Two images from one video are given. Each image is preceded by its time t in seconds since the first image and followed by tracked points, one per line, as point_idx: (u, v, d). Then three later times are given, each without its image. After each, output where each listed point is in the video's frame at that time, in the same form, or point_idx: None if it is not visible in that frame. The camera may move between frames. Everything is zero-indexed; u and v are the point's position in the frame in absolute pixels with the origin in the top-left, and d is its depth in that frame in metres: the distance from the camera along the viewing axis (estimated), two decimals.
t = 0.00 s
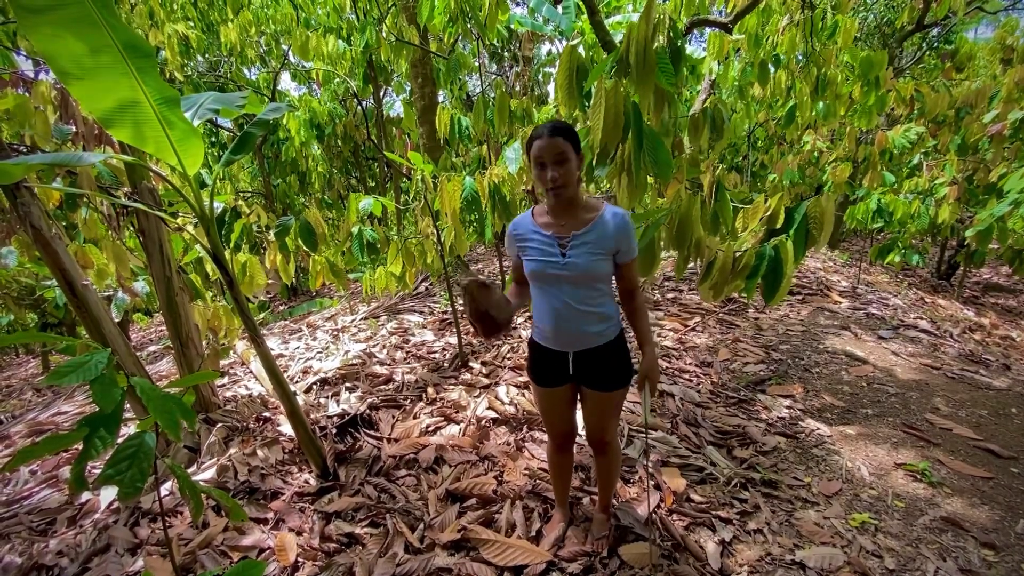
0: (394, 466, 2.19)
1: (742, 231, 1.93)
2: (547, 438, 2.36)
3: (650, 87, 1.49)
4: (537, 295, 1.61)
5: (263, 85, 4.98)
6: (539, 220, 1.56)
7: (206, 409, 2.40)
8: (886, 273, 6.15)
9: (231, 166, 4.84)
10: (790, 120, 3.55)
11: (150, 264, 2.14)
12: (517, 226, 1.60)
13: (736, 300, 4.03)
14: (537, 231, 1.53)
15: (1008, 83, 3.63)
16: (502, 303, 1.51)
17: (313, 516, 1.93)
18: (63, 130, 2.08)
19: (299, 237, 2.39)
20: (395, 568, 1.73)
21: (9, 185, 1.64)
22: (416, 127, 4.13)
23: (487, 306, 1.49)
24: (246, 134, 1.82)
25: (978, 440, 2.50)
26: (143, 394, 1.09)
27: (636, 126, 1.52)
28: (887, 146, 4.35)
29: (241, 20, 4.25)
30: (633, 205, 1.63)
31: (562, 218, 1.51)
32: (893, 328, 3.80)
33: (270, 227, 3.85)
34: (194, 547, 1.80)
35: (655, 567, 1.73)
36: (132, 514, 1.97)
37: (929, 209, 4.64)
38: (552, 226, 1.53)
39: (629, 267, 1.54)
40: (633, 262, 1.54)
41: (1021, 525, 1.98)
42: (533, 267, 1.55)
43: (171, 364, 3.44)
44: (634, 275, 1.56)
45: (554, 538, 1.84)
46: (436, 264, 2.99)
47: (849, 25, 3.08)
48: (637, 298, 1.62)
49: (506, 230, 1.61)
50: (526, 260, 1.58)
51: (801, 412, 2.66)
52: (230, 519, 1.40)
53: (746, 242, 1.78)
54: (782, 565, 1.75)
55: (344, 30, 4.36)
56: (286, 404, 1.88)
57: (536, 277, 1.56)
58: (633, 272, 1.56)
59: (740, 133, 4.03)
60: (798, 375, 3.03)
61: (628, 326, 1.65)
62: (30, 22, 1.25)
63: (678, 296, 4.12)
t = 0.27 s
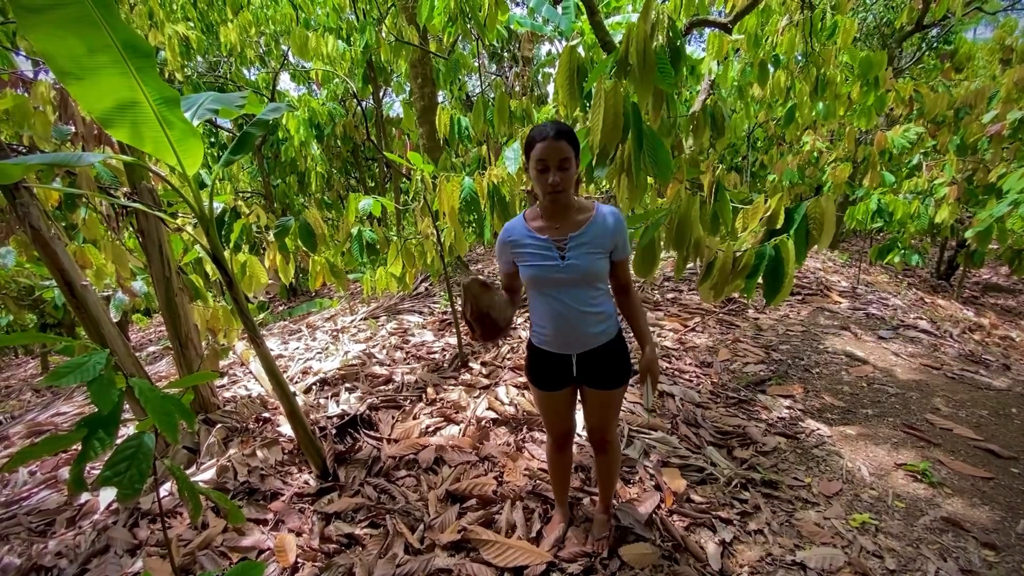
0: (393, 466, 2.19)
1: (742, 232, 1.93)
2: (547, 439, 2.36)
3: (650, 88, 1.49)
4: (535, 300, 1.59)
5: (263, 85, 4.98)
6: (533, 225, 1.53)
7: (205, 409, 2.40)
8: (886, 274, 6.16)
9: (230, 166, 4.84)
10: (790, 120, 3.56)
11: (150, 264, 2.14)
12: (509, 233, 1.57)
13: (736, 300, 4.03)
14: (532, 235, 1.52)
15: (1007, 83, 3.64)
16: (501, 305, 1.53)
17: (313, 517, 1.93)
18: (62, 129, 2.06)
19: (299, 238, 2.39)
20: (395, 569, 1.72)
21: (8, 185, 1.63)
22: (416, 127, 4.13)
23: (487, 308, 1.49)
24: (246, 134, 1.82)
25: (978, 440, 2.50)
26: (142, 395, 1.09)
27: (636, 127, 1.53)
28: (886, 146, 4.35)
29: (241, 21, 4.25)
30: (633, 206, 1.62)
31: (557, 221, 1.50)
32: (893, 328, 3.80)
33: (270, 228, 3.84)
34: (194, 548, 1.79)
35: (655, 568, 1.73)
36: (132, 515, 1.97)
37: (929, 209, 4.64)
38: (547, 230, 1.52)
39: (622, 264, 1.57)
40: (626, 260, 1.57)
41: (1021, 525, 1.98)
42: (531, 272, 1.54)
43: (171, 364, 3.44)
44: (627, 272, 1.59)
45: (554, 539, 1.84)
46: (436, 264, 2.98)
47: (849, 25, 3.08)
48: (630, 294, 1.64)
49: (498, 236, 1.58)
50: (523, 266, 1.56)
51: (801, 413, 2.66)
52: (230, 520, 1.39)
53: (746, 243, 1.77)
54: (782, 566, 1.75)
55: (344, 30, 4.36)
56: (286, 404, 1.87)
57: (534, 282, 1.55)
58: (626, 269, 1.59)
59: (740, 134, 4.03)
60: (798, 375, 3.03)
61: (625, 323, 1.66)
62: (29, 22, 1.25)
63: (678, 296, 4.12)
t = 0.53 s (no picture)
0: (392, 467, 2.18)
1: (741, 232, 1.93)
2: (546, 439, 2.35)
3: (650, 88, 1.49)
4: (533, 302, 1.58)
5: (262, 86, 4.98)
6: (530, 225, 1.53)
7: (204, 410, 2.39)
8: (884, 274, 6.16)
9: (229, 167, 4.83)
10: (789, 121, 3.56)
11: (148, 264, 2.14)
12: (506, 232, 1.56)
13: (735, 300, 4.03)
14: (531, 236, 1.51)
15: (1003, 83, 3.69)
16: (498, 285, 1.60)
17: (312, 517, 1.93)
18: (60, 129, 2.05)
19: (298, 238, 2.38)
20: (394, 570, 1.72)
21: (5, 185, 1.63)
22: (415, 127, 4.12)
23: (481, 291, 1.57)
24: (245, 134, 1.81)
25: (977, 441, 2.50)
26: (140, 395, 1.08)
27: (635, 127, 1.53)
28: (885, 147, 4.36)
29: (240, 21, 4.25)
30: (632, 205, 1.62)
31: (555, 222, 1.50)
32: (892, 329, 3.80)
33: (269, 228, 3.84)
34: (192, 549, 1.79)
35: (655, 568, 1.72)
36: (130, 516, 1.96)
37: (928, 210, 4.65)
38: (545, 230, 1.51)
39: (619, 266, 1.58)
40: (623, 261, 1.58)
41: (1020, 525, 1.98)
42: (530, 273, 1.53)
43: (169, 364, 3.44)
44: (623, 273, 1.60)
45: (554, 539, 1.83)
46: (436, 264, 2.98)
47: (848, 26, 3.10)
48: (626, 295, 1.65)
49: (495, 236, 1.57)
50: (522, 266, 1.55)
51: (800, 413, 2.66)
52: (229, 521, 1.39)
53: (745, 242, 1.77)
54: (782, 566, 1.75)
55: (343, 30, 4.36)
56: (285, 405, 1.87)
57: (532, 283, 1.54)
58: (622, 270, 1.60)
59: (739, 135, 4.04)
60: (797, 375, 3.03)
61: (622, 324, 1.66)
62: (28, 22, 1.24)
63: (677, 297, 4.12)
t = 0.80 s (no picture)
0: (391, 468, 2.18)
1: (739, 233, 1.93)
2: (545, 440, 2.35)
3: (648, 89, 1.50)
4: (529, 302, 1.58)
5: (260, 86, 4.97)
6: (527, 225, 1.53)
7: (201, 410, 2.38)
8: (882, 275, 6.18)
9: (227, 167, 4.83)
10: (787, 121, 3.57)
11: (145, 264, 2.13)
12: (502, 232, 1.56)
13: (733, 301, 4.04)
14: (527, 236, 1.51)
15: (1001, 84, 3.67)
16: (487, 294, 1.58)
17: (309, 518, 1.92)
18: (57, 130, 2.05)
19: (297, 238, 2.35)
20: (392, 571, 1.72)
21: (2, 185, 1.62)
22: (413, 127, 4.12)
23: (471, 299, 1.56)
24: (243, 134, 1.81)
25: (975, 441, 2.51)
26: (137, 396, 1.08)
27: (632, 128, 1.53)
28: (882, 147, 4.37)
29: (237, 21, 4.25)
30: (631, 206, 1.63)
31: (551, 223, 1.50)
32: (889, 329, 3.81)
33: (267, 228, 3.83)
34: (190, 550, 1.78)
35: (653, 569, 1.73)
36: (127, 517, 1.96)
37: (925, 211, 4.66)
38: (542, 231, 1.51)
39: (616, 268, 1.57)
40: (620, 263, 1.58)
41: (1017, 525, 1.98)
42: (527, 274, 1.53)
43: (167, 365, 3.43)
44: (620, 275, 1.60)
45: (552, 540, 1.83)
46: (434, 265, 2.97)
47: (846, 27, 3.05)
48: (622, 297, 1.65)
49: (492, 236, 1.57)
50: (518, 266, 1.55)
51: (798, 413, 2.66)
52: (226, 522, 1.39)
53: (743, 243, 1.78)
54: (780, 567, 1.75)
55: (341, 31, 4.35)
56: (283, 405, 1.87)
57: (528, 283, 1.54)
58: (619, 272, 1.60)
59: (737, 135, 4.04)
60: (795, 376, 3.03)
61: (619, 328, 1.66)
62: (23, 22, 1.24)
63: (676, 297, 4.12)
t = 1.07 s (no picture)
0: (388, 468, 2.18)
1: (736, 233, 1.93)
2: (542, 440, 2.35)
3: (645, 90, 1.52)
4: (525, 301, 1.59)
5: (258, 86, 4.97)
6: (524, 226, 1.53)
7: (198, 411, 2.37)
8: (879, 275, 6.20)
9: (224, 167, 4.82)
10: (784, 122, 3.58)
11: (142, 265, 2.13)
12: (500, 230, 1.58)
13: (731, 301, 4.04)
14: (524, 236, 1.52)
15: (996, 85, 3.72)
16: (477, 286, 1.55)
17: (306, 519, 1.92)
18: (53, 130, 2.03)
19: (293, 239, 2.35)
20: (389, 572, 1.72)
21: None
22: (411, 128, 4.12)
23: (460, 290, 1.54)
24: (239, 134, 1.81)
25: (971, 440, 2.52)
26: (131, 397, 1.08)
27: (630, 128, 1.53)
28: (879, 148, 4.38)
29: (235, 21, 4.24)
30: (628, 207, 1.64)
31: (548, 224, 1.50)
32: (886, 329, 3.82)
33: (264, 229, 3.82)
34: (186, 551, 1.78)
35: (650, 569, 1.73)
36: (123, 519, 1.95)
37: (921, 211, 4.68)
38: (538, 231, 1.52)
39: (614, 271, 1.56)
40: (618, 267, 1.56)
41: (1012, 525, 1.99)
42: (523, 273, 1.54)
43: (163, 366, 3.42)
44: (618, 279, 1.59)
45: (549, 540, 1.84)
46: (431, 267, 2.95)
47: (842, 28, 3.04)
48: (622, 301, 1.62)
49: (490, 234, 1.58)
50: (515, 266, 1.56)
51: (795, 413, 2.67)
52: (223, 523, 1.39)
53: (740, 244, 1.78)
54: (777, 567, 1.75)
55: (339, 31, 4.35)
56: (280, 406, 1.86)
57: (525, 283, 1.55)
58: (618, 276, 1.58)
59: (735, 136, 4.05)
60: (792, 376, 3.03)
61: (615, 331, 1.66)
62: (17, 22, 1.24)
63: (673, 297, 4.13)
